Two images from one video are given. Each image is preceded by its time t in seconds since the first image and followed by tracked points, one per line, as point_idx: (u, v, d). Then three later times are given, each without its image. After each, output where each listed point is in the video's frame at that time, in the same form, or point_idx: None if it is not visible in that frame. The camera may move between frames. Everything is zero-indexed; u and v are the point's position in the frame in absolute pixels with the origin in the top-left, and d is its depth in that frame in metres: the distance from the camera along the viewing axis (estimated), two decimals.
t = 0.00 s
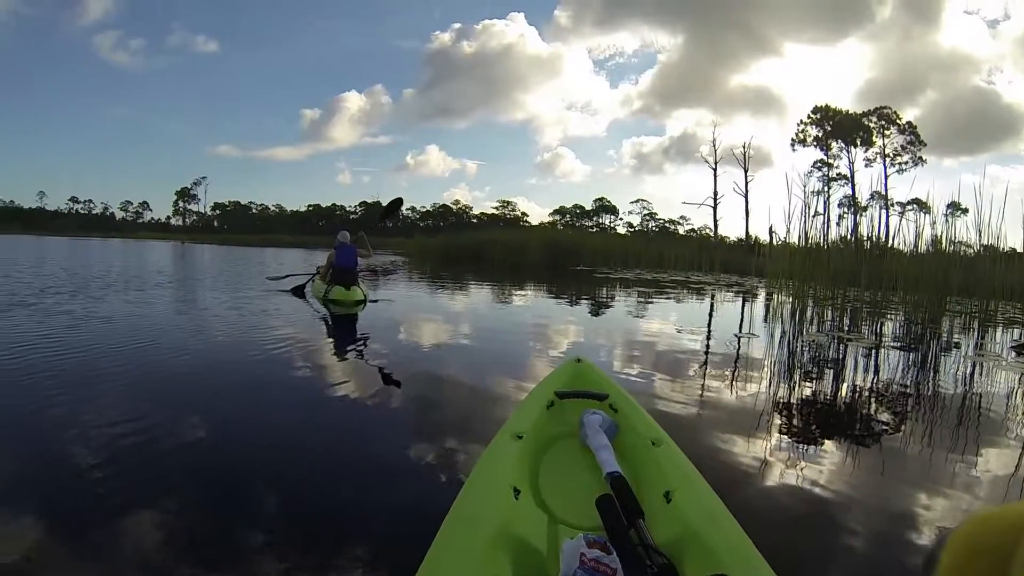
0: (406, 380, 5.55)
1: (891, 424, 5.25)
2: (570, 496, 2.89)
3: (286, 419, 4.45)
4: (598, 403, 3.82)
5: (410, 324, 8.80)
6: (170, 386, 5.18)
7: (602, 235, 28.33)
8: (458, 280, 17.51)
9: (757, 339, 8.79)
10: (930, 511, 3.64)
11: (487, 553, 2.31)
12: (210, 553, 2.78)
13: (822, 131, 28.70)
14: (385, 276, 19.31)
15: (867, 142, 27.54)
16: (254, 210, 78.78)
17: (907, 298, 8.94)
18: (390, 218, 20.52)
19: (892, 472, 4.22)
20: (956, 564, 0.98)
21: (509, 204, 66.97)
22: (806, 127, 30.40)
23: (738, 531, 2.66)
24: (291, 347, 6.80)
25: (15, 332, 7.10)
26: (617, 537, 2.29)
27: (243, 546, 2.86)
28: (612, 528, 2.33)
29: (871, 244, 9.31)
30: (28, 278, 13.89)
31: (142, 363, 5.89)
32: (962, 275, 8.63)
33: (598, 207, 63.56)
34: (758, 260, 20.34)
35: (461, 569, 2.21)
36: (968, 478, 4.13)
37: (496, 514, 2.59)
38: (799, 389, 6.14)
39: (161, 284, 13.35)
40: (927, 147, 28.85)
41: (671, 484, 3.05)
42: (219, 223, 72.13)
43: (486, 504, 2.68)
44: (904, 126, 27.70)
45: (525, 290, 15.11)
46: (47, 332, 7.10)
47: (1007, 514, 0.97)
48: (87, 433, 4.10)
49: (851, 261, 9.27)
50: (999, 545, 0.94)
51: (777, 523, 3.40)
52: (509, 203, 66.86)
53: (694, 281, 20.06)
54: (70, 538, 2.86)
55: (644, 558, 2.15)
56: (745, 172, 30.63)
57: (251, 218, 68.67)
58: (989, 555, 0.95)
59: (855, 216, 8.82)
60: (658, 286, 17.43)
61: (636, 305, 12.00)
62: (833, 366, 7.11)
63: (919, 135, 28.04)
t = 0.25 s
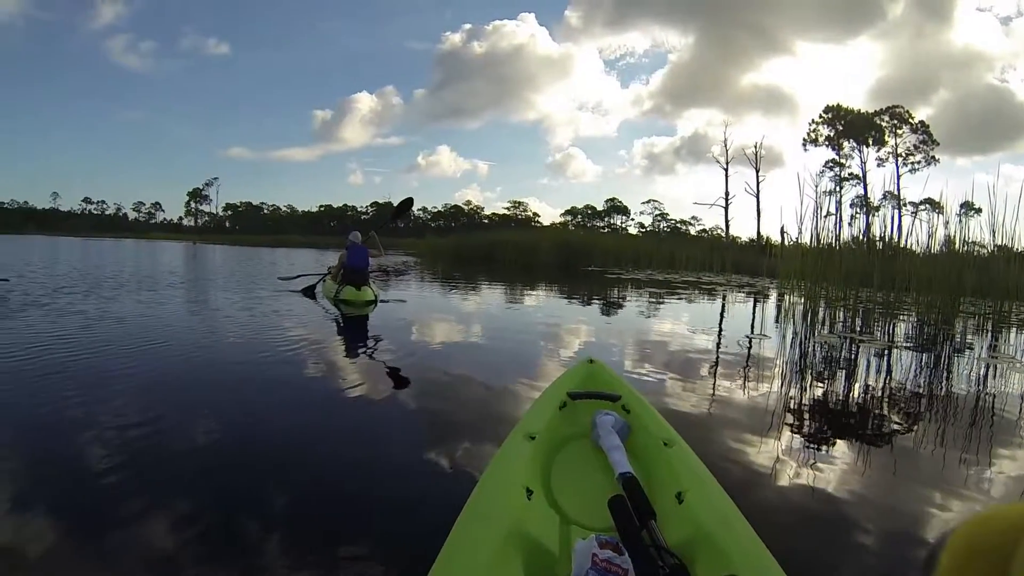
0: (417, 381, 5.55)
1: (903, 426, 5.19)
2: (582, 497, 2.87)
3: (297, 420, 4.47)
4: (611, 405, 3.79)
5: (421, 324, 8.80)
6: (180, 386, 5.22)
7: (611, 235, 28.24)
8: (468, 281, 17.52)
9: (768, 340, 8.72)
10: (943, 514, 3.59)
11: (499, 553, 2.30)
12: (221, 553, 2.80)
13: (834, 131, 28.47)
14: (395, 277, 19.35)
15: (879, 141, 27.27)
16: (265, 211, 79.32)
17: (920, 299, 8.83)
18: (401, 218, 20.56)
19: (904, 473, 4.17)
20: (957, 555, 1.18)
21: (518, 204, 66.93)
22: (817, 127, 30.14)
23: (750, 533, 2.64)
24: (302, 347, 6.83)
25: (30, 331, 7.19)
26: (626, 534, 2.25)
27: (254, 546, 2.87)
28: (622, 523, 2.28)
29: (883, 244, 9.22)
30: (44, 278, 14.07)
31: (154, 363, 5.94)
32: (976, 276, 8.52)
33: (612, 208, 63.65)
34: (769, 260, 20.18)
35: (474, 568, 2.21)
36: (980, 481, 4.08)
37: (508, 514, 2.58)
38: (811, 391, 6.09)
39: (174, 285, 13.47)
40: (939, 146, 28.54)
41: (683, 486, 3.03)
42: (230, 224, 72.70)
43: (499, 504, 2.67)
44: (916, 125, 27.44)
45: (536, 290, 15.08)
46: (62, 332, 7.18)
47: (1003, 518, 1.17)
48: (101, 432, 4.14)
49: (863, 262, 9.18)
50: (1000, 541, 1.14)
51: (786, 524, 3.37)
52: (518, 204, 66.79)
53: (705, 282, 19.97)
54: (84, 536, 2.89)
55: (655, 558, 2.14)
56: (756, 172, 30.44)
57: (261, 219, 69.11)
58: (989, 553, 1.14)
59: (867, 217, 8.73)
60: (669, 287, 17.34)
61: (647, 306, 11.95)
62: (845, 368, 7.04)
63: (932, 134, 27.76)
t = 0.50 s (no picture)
0: (424, 382, 5.54)
1: (910, 427, 5.16)
2: (590, 497, 2.86)
3: (303, 421, 4.47)
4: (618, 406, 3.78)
5: (427, 326, 8.81)
6: (187, 386, 5.25)
7: (616, 237, 28.20)
8: (474, 283, 17.52)
9: (775, 341, 8.70)
10: (950, 515, 3.57)
11: (509, 553, 2.30)
12: (228, 553, 2.80)
13: (840, 131, 28.37)
14: (401, 279, 19.39)
15: (885, 141, 27.15)
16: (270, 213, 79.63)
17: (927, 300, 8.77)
18: (406, 220, 20.59)
19: (911, 475, 4.14)
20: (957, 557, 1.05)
21: (524, 206, 66.95)
22: (823, 127, 30.05)
23: (759, 533, 2.64)
24: (308, 348, 6.84)
25: (40, 332, 7.25)
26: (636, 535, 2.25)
27: (260, 546, 2.88)
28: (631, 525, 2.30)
29: (890, 245, 9.17)
30: (53, 280, 14.18)
31: (161, 363, 5.97)
32: (983, 277, 8.46)
33: (617, 210, 63.61)
34: (775, 262, 20.09)
35: (483, 568, 2.20)
36: (988, 483, 4.05)
37: (516, 514, 2.58)
38: (817, 392, 6.06)
39: (181, 286, 13.54)
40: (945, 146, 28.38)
41: (691, 487, 3.02)
42: (235, 225, 73.02)
43: (508, 504, 2.68)
44: (922, 125, 27.31)
45: (542, 291, 15.08)
46: (71, 333, 7.24)
47: (1011, 515, 0.99)
48: (109, 433, 4.16)
49: (870, 264, 9.14)
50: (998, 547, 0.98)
51: (791, 527, 3.35)
52: (523, 205, 66.82)
53: (711, 283, 19.91)
54: (92, 537, 2.90)
55: (664, 559, 2.15)
56: (762, 173, 30.36)
57: (266, 220, 69.35)
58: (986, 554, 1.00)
59: (873, 218, 8.69)
60: (675, 289, 17.29)
61: (654, 308, 11.93)
62: (852, 369, 7.01)
63: (938, 134, 27.61)
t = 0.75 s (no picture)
0: (428, 384, 5.53)
1: (915, 430, 5.13)
2: (596, 500, 2.85)
3: (307, 423, 4.47)
4: (623, 408, 3.77)
5: (431, 328, 8.81)
6: (192, 388, 5.26)
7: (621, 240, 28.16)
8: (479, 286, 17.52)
9: (780, 345, 8.66)
10: (956, 518, 3.54)
11: (515, 555, 2.30)
12: (231, 555, 2.80)
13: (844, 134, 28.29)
14: (406, 282, 19.40)
15: (890, 144, 27.06)
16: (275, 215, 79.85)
17: (932, 302, 8.72)
18: (410, 223, 20.61)
19: (916, 478, 4.11)
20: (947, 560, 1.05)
21: (532, 209, 67.05)
22: (827, 130, 30.00)
23: (763, 535, 2.64)
24: (313, 351, 6.84)
25: (45, 334, 7.28)
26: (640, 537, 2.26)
27: (264, 548, 2.87)
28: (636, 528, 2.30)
29: (895, 248, 9.14)
30: (59, 282, 14.24)
31: (166, 365, 5.99)
32: (989, 279, 8.41)
33: (621, 213, 63.60)
34: (780, 265, 20.01)
35: (489, 570, 2.20)
36: (994, 487, 4.02)
37: (522, 516, 2.58)
38: (822, 395, 6.04)
39: (186, 288, 13.57)
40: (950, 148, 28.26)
41: (696, 489, 3.01)
42: (240, 227, 73.27)
43: (514, 506, 2.67)
44: (927, 127, 27.21)
45: (546, 294, 15.08)
46: (77, 335, 7.27)
47: (1012, 514, 0.98)
48: (114, 435, 4.17)
49: (875, 266, 9.10)
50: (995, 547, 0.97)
51: (794, 529, 3.33)
52: (528, 208, 66.95)
53: (715, 286, 19.86)
54: (96, 538, 2.91)
55: (669, 561, 2.16)
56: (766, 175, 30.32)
57: (271, 222, 69.57)
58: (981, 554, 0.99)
59: (878, 220, 8.66)
60: (679, 292, 17.25)
61: (659, 310, 11.90)
62: (857, 372, 6.97)
63: (944, 136, 27.52)
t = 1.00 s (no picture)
0: (433, 385, 5.53)
1: (921, 431, 5.10)
2: (601, 501, 2.85)
3: (312, 424, 4.47)
4: (629, 410, 3.75)
5: (436, 329, 8.82)
6: (197, 389, 5.29)
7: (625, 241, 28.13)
8: (484, 287, 17.53)
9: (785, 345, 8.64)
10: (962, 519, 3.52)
11: (520, 555, 2.30)
12: (236, 557, 2.80)
13: (849, 134, 28.22)
14: (411, 283, 19.42)
15: (895, 143, 26.96)
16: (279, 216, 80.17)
17: (938, 302, 8.67)
18: (415, 224, 20.66)
19: (922, 479, 4.09)
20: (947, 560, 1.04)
21: (536, 210, 67.04)
22: (832, 130, 29.93)
23: (769, 535, 2.63)
24: (317, 352, 6.85)
25: (52, 336, 7.32)
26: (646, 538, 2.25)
27: (269, 549, 2.88)
28: (642, 528, 2.30)
29: (900, 248, 9.10)
30: (66, 283, 14.32)
31: (171, 366, 6.02)
32: (995, 279, 8.36)
33: (626, 214, 63.58)
34: (785, 265, 19.94)
35: (494, 570, 2.20)
36: (1001, 488, 3.99)
37: (528, 516, 2.58)
38: (827, 396, 6.01)
39: (192, 290, 13.63)
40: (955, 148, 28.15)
41: (701, 490, 3.01)
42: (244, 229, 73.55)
43: (520, 506, 2.67)
44: (932, 127, 27.11)
45: (551, 295, 15.08)
46: (83, 336, 7.31)
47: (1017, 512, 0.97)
48: (119, 436, 4.19)
49: (880, 267, 9.07)
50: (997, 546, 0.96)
51: (799, 531, 3.32)
52: (532, 209, 66.98)
53: (720, 287, 19.83)
54: (102, 539, 2.92)
55: (674, 561, 2.15)
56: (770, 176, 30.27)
57: (275, 224, 69.80)
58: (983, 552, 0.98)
59: (884, 220, 8.63)
60: (684, 292, 17.22)
61: (664, 311, 11.88)
62: (862, 373, 6.95)
63: (949, 136, 27.41)
